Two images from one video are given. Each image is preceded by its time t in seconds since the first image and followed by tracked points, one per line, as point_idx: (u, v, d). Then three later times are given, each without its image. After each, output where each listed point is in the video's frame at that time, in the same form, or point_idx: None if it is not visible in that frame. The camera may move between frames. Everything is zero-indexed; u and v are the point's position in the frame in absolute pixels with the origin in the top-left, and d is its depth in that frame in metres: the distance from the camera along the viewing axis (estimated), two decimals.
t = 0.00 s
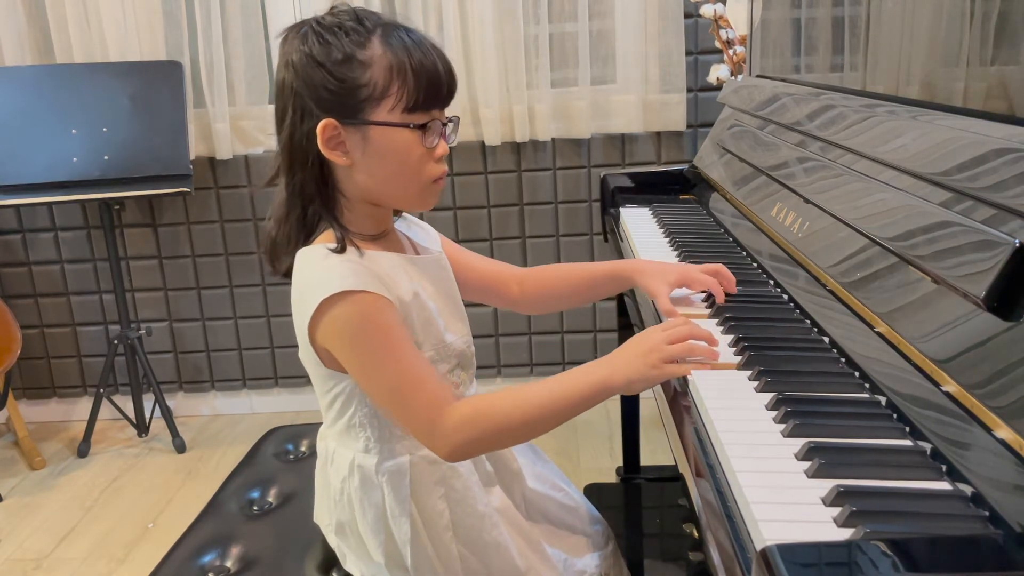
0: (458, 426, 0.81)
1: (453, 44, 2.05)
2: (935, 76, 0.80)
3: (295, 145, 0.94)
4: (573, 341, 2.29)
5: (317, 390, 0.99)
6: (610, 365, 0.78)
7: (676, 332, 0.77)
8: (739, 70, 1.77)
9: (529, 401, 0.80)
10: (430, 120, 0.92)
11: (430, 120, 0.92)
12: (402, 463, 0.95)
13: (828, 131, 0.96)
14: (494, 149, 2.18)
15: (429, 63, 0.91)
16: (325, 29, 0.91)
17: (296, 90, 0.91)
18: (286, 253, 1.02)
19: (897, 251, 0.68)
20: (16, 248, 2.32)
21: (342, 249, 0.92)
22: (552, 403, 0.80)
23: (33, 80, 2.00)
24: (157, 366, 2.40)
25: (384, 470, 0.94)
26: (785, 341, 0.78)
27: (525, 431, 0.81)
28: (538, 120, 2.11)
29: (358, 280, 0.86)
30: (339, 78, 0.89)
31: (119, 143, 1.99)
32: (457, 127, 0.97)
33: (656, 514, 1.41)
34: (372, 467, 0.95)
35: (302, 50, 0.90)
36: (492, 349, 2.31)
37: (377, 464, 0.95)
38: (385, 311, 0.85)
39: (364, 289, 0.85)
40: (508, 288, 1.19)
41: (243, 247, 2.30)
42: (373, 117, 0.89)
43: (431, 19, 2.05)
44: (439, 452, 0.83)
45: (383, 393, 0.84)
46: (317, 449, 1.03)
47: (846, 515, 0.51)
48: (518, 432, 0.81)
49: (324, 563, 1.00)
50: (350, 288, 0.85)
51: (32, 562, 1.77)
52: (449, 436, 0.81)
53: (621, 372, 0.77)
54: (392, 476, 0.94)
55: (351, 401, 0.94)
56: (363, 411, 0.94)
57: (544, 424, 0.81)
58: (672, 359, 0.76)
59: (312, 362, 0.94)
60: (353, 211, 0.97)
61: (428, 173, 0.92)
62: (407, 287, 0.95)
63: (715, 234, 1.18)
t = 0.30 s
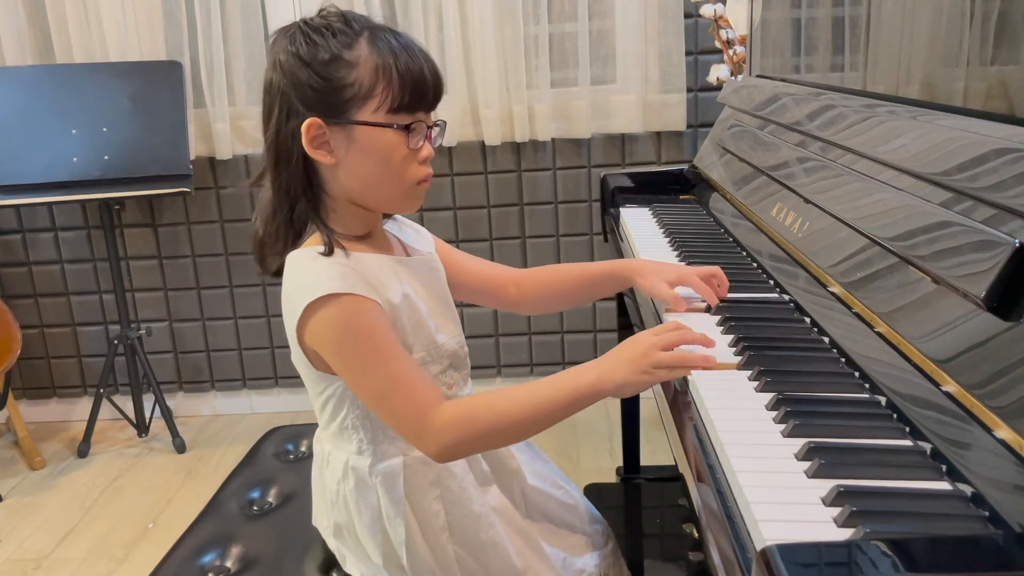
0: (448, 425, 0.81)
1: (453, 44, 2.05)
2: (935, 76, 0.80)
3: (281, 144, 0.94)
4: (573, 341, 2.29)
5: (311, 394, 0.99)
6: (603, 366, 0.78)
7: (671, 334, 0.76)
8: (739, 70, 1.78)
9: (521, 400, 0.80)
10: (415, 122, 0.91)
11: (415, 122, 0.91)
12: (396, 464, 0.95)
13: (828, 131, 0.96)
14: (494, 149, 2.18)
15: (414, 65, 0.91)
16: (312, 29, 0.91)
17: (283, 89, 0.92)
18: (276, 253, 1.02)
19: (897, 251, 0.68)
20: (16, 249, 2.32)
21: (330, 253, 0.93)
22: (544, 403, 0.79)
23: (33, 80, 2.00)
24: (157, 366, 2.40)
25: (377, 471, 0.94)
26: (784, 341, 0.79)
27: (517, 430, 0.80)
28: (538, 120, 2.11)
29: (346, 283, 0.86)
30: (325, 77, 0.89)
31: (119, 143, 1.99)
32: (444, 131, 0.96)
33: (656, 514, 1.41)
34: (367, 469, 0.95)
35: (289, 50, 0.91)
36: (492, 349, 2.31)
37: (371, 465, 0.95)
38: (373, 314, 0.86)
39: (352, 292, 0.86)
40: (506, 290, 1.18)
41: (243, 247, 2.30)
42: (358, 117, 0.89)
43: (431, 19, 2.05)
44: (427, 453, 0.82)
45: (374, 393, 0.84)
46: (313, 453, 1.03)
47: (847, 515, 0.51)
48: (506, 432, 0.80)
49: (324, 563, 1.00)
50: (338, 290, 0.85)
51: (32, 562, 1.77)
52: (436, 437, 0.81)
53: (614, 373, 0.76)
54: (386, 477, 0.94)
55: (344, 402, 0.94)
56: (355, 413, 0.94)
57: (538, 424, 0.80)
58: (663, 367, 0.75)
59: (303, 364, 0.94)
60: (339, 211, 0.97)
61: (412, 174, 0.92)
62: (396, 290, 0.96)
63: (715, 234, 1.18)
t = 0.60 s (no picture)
0: (448, 409, 0.81)
1: (453, 44, 2.05)
2: (935, 76, 0.80)
3: (281, 141, 0.94)
4: (572, 341, 2.29)
5: (306, 395, 0.99)
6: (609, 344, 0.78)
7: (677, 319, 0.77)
8: (739, 70, 1.78)
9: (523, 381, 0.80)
10: (416, 131, 0.92)
11: (416, 131, 0.92)
12: (392, 463, 0.95)
13: (828, 131, 0.96)
14: (494, 149, 2.18)
15: (421, 75, 0.91)
16: (323, 30, 0.91)
17: (288, 87, 0.92)
18: (269, 248, 1.02)
19: (897, 251, 0.68)
20: (16, 249, 2.32)
21: (324, 251, 0.93)
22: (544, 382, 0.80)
23: (33, 80, 2.00)
24: (157, 366, 2.40)
25: (375, 470, 0.94)
26: (785, 341, 0.78)
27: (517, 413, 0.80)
28: (538, 120, 2.11)
29: (340, 279, 0.87)
30: (330, 80, 0.89)
31: (119, 143, 1.99)
32: (443, 141, 0.96)
33: (656, 514, 1.41)
34: (364, 468, 0.95)
35: (297, 49, 0.90)
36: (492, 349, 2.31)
37: (368, 464, 0.95)
38: (366, 306, 0.86)
39: (345, 287, 0.86)
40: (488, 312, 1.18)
41: (243, 247, 2.30)
42: (360, 122, 0.89)
43: (431, 19, 2.05)
44: (432, 439, 0.82)
45: (373, 383, 0.83)
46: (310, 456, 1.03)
47: (846, 515, 0.51)
48: (508, 416, 0.80)
49: (324, 563, 1.00)
50: (331, 286, 0.86)
51: (32, 562, 1.77)
52: (438, 421, 0.81)
53: (618, 352, 0.77)
54: (383, 476, 0.94)
55: (338, 401, 0.94)
56: (351, 412, 0.94)
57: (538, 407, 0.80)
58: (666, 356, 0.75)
59: (298, 364, 0.94)
60: (334, 211, 0.97)
61: (407, 182, 0.92)
62: (391, 287, 0.95)
63: (715, 234, 1.18)
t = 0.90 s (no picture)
0: (445, 402, 0.80)
1: (453, 44, 2.05)
2: (936, 76, 0.80)
3: (280, 142, 0.94)
4: (572, 341, 2.29)
5: (311, 390, 1.00)
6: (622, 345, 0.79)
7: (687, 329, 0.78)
8: (739, 70, 1.78)
9: (527, 376, 0.80)
10: (410, 116, 0.91)
11: (410, 116, 0.91)
12: (396, 459, 0.96)
13: (828, 131, 0.96)
14: (494, 149, 2.18)
15: (408, 60, 0.91)
16: (308, 28, 0.92)
17: (281, 89, 0.92)
18: (279, 247, 1.03)
19: (897, 251, 0.68)
20: (16, 249, 2.32)
21: (331, 245, 0.93)
22: (549, 377, 0.80)
23: (33, 80, 2.00)
24: (157, 366, 2.40)
25: (378, 465, 0.95)
26: (785, 341, 0.78)
27: (516, 407, 0.80)
28: (538, 120, 2.11)
29: (348, 271, 0.88)
30: (320, 76, 0.89)
31: (119, 143, 1.99)
32: (440, 126, 0.96)
33: (656, 514, 1.41)
34: (368, 463, 0.96)
35: (286, 51, 0.91)
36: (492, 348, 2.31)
37: (371, 459, 0.96)
38: (372, 297, 0.86)
39: (353, 278, 0.87)
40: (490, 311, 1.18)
41: (243, 247, 2.30)
42: (354, 112, 0.89)
43: (431, 20, 2.05)
44: (428, 431, 0.81)
45: (371, 376, 0.83)
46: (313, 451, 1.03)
47: (846, 515, 0.51)
48: (506, 412, 0.80)
49: (324, 562, 1.00)
50: (340, 276, 0.87)
51: (32, 562, 1.77)
52: (435, 411, 0.80)
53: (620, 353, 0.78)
54: (387, 471, 0.95)
55: (344, 395, 0.95)
56: (356, 406, 0.95)
57: (537, 405, 0.80)
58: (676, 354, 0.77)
59: (304, 358, 0.95)
60: (340, 207, 0.97)
61: (408, 168, 0.92)
62: (398, 282, 0.95)
63: (715, 234, 1.18)
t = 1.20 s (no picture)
0: (444, 401, 0.80)
1: (453, 44, 2.05)
2: (936, 76, 0.80)
3: (285, 139, 0.95)
4: (572, 341, 2.29)
5: (311, 387, 1.00)
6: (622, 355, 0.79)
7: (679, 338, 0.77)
8: (739, 70, 1.78)
9: (525, 383, 0.80)
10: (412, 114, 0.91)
11: (412, 114, 0.91)
12: (395, 455, 0.95)
13: (828, 131, 0.96)
14: (494, 149, 2.18)
15: (411, 60, 0.91)
16: (313, 29, 0.92)
17: (286, 88, 0.93)
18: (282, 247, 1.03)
19: (897, 250, 0.68)
20: (16, 249, 2.32)
21: (332, 241, 0.93)
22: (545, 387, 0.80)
23: (33, 80, 2.00)
24: (157, 366, 2.40)
25: (377, 462, 0.95)
26: (785, 341, 0.79)
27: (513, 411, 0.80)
28: (538, 120, 2.11)
29: (348, 268, 0.88)
30: (324, 73, 0.90)
31: (119, 143, 1.98)
32: (443, 127, 0.96)
33: (656, 514, 1.41)
34: (367, 459, 0.95)
35: (292, 50, 0.92)
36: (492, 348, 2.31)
37: (371, 456, 0.95)
38: (371, 294, 0.86)
39: (352, 274, 0.87)
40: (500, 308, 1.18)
41: (243, 247, 2.30)
42: (356, 110, 0.90)
43: (431, 20, 2.05)
44: (425, 429, 0.82)
45: (370, 373, 0.83)
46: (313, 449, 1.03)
47: (846, 515, 0.51)
48: (503, 415, 0.80)
49: (324, 562, 1.00)
50: (339, 272, 0.87)
51: (32, 562, 1.77)
52: (431, 410, 0.80)
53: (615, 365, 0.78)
54: (387, 467, 0.95)
55: (343, 391, 0.96)
56: (355, 402, 0.95)
57: (535, 411, 0.80)
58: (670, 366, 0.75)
59: (305, 354, 0.95)
60: (342, 204, 0.97)
61: (409, 166, 0.92)
62: (398, 279, 0.95)
63: (715, 234, 1.18)
